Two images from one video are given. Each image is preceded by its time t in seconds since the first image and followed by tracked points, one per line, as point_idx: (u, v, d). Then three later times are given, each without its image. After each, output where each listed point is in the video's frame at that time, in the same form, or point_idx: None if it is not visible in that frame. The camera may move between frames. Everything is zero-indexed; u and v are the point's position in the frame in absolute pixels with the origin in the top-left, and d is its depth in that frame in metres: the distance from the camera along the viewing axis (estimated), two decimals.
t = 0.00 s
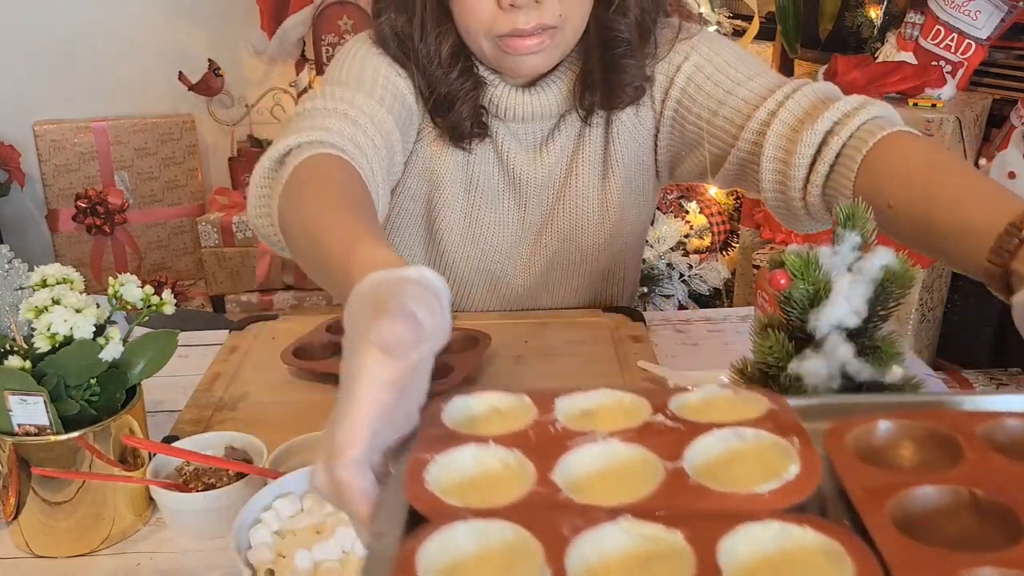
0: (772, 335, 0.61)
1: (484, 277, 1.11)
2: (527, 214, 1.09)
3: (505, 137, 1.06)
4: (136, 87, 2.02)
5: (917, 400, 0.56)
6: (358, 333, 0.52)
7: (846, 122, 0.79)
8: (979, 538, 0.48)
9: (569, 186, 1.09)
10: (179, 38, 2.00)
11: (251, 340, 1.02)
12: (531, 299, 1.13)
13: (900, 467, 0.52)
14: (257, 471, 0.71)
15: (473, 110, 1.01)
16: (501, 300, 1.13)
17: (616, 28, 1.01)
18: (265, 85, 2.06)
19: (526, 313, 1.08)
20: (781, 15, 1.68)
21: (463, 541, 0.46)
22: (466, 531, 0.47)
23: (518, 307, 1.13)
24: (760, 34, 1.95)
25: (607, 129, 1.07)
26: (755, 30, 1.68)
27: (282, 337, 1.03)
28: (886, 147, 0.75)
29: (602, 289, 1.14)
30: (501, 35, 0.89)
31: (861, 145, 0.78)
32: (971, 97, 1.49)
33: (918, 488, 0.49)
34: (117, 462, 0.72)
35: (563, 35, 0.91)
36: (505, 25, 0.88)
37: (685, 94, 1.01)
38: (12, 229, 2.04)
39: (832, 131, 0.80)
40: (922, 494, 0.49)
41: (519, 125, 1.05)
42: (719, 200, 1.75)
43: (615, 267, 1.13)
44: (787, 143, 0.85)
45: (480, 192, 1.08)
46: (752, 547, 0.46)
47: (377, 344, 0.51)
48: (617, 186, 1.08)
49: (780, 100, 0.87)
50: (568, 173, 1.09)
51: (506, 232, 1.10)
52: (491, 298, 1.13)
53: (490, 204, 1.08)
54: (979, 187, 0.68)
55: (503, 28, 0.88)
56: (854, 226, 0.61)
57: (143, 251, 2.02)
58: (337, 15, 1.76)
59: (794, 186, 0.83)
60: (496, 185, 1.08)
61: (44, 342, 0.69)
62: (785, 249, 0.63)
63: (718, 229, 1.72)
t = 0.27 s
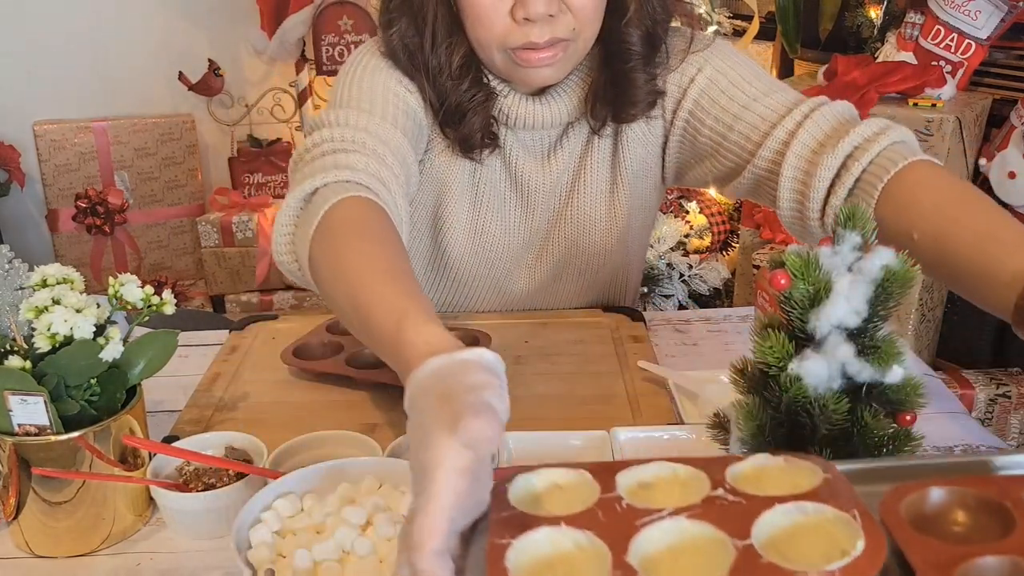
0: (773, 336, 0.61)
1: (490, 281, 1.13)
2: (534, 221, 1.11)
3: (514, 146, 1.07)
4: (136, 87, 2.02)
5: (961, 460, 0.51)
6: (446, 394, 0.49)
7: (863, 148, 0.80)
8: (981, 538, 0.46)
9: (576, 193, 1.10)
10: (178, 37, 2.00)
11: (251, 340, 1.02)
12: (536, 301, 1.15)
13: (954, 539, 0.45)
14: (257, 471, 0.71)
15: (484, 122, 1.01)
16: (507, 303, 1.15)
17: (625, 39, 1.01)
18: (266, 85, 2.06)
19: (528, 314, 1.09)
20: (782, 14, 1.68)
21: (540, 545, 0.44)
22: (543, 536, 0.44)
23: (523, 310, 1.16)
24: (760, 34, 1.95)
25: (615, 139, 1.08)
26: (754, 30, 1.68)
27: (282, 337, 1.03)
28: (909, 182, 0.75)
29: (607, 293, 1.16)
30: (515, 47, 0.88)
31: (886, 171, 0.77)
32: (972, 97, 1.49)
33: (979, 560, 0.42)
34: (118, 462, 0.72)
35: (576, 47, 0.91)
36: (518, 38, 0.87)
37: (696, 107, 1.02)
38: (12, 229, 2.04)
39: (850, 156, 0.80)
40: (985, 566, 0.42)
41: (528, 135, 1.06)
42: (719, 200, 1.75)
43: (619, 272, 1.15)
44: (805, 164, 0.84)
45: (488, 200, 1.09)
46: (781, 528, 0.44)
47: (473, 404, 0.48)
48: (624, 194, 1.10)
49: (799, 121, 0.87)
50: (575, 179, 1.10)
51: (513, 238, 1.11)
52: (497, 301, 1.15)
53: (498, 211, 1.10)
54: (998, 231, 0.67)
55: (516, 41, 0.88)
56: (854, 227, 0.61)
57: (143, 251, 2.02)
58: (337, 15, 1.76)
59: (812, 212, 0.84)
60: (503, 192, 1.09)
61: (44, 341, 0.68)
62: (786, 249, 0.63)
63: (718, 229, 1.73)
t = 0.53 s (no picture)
0: (773, 336, 0.61)
1: (492, 282, 1.13)
2: (536, 223, 1.11)
3: (517, 148, 1.07)
4: (136, 88, 2.02)
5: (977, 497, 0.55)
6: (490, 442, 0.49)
7: (874, 168, 0.81)
8: None
9: (579, 195, 1.10)
10: (178, 37, 2.00)
11: (251, 340, 1.02)
12: (538, 301, 1.16)
13: None
14: (257, 471, 0.71)
15: (490, 125, 1.01)
16: (508, 303, 1.15)
17: (630, 42, 1.01)
18: (266, 85, 2.07)
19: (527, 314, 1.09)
20: (782, 14, 1.68)
21: None
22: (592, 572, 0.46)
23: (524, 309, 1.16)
24: (760, 34, 1.95)
25: (620, 142, 1.09)
26: (755, 30, 1.68)
27: (282, 337, 1.03)
28: (917, 207, 0.77)
29: (608, 294, 1.17)
30: (520, 49, 0.88)
31: (896, 191, 0.79)
32: (971, 97, 1.49)
33: None
34: (118, 462, 0.72)
35: (581, 49, 0.91)
36: (523, 40, 0.87)
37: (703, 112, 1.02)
38: (12, 229, 2.04)
39: (861, 174, 0.82)
40: None
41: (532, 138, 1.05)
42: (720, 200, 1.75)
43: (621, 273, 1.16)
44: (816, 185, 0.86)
45: (491, 202, 1.09)
46: (814, 567, 0.47)
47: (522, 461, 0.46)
48: (628, 197, 1.10)
49: (810, 136, 0.89)
50: (578, 181, 1.10)
51: (515, 239, 1.11)
52: (498, 301, 1.15)
53: (501, 213, 1.10)
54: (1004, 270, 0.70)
55: (521, 43, 0.87)
56: (854, 228, 0.61)
57: (143, 251, 2.02)
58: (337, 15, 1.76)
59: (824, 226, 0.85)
60: (506, 194, 1.09)
61: (44, 341, 0.68)
62: (786, 249, 0.63)
63: (718, 229, 1.73)
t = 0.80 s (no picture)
0: (774, 336, 0.61)
1: (494, 284, 1.13)
2: (538, 224, 1.11)
3: (521, 150, 1.06)
4: (136, 88, 2.02)
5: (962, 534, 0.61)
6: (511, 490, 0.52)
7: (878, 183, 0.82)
8: None
9: (582, 197, 1.11)
10: (178, 38, 2.00)
11: (251, 340, 1.02)
12: (539, 302, 1.16)
13: None
14: (257, 471, 0.71)
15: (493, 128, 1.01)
16: (510, 305, 1.16)
17: (634, 46, 1.02)
18: (266, 85, 2.07)
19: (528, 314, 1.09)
20: (781, 15, 1.68)
21: None
22: None
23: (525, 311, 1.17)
24: (760, 34, 1.94)
25: (623, 145, 1.09)
26: (755, 30, 1.68)
27: (282, 337, 1.03)
28: (922, 228, 0.78)
29: (608, 295, 1.18)
30: (524, 52, 0.88)
31: (898, 211, 0.79)
32: (971, 97, 1.49)
33: None
34: (118, 462, 0.72)
35: (584, 52, 0.91)
36: (528, 43, 0.87)
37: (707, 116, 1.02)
38: (12, 229, 2.04)
39: (864, 190, 0.83)
40: None
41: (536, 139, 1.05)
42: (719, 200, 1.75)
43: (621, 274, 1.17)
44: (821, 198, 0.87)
45: (493, 204, 1.09)
46: None
47: (549, 512, 0.50)
48: (630, 199, 1.11)
49: (816, 148, 0.89)
50: (581, 183, 1.11)
51: (517, 241, 1.12)
52: (500, 303, 1.15)
53: (503, 214, 1.10)
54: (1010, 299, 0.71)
55: (525, 46, 0.87)
56: (854, 228, 0.61)
57: (142, 251, 2.02)
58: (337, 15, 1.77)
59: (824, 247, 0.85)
60: (508, 196, 1.09)
61: (44, 341, 0.68)
62: (786, 249, 0.63)
63: (718, 229, 1.73)
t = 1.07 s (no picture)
0: (774, 337, 0.61)
1: (495, 285, 1.14)
2: (540, 227, 1.11)
3: (524, 153, 1.06)
4: (136, 88, 2.02)
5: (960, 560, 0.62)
6: (514, 526, 0.54)
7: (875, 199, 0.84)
8: None
9: (584, 200, 1.11)
10: (178, 38, 1.99)
11: (251, 340, 1.02)
12: (540, 303, 1.17)
13: None
14: (257, 471, 0.71)
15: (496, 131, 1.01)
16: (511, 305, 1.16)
17: (640, 49, 1.00)
18: (266, 85, 2.07)
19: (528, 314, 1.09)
20: (782, 15, 1.68)
21: None
22: None
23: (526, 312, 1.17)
24: (760, 34, 1.94)
25: (625, 148, 1.08)
26: (755, 30, 1.68)
27: (282, 337, 1.03)
28: (921, 243, 0.81)
29: (609, 296, 1.18)
30: (528, 55, 0.88)
31: (899, 225, 0.82)
32: (971, 97, 1.49)
33: None
34: (118, 462, 0.71)
35: (589, 55, 0.91)
36: (532, 46, 0.87)
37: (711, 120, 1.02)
38: (12, 229, 2.04)
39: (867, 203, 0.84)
40: None
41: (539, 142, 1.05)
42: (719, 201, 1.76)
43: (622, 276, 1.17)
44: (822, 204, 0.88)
45: (496, 206, 1.09)
46: None
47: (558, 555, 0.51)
48: (632, 202, 1.11)
49: (819, 160, 0.90)
50: (583, 186, 1.11)
51: (519, 243, 1.12)
52: (501, 303, 1.16)
53: (505, 216, 1.10)
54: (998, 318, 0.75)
55: (529, 49, 0.88)
56: (855, 228, 0.61)
57: (143, 251, 2.02)
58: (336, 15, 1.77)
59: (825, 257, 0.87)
60: (511, 199, 1.09)
61: (44, 341, 0.68)
62: (786, 249, 0.63)
63: (718, 229, 1.73)
